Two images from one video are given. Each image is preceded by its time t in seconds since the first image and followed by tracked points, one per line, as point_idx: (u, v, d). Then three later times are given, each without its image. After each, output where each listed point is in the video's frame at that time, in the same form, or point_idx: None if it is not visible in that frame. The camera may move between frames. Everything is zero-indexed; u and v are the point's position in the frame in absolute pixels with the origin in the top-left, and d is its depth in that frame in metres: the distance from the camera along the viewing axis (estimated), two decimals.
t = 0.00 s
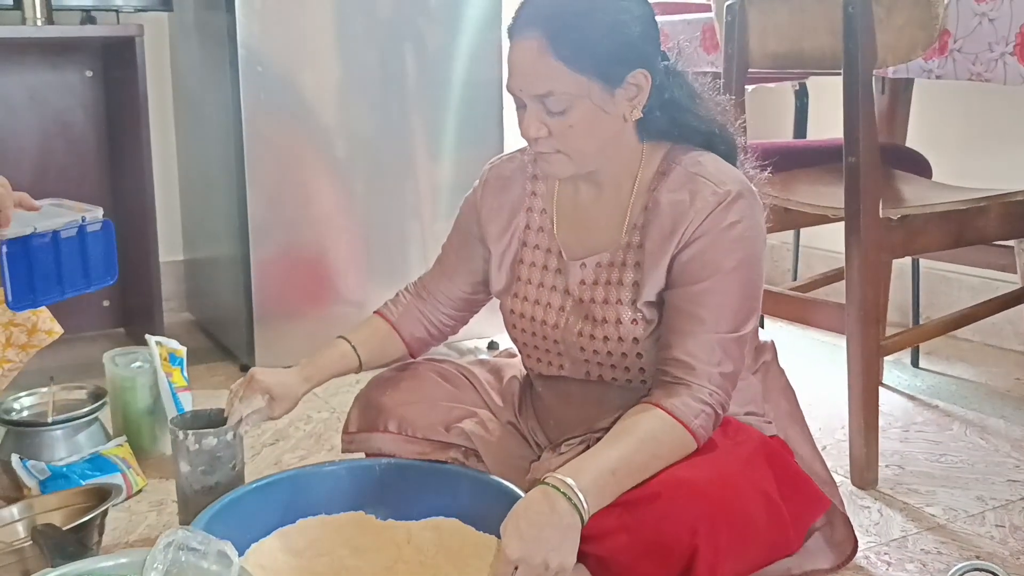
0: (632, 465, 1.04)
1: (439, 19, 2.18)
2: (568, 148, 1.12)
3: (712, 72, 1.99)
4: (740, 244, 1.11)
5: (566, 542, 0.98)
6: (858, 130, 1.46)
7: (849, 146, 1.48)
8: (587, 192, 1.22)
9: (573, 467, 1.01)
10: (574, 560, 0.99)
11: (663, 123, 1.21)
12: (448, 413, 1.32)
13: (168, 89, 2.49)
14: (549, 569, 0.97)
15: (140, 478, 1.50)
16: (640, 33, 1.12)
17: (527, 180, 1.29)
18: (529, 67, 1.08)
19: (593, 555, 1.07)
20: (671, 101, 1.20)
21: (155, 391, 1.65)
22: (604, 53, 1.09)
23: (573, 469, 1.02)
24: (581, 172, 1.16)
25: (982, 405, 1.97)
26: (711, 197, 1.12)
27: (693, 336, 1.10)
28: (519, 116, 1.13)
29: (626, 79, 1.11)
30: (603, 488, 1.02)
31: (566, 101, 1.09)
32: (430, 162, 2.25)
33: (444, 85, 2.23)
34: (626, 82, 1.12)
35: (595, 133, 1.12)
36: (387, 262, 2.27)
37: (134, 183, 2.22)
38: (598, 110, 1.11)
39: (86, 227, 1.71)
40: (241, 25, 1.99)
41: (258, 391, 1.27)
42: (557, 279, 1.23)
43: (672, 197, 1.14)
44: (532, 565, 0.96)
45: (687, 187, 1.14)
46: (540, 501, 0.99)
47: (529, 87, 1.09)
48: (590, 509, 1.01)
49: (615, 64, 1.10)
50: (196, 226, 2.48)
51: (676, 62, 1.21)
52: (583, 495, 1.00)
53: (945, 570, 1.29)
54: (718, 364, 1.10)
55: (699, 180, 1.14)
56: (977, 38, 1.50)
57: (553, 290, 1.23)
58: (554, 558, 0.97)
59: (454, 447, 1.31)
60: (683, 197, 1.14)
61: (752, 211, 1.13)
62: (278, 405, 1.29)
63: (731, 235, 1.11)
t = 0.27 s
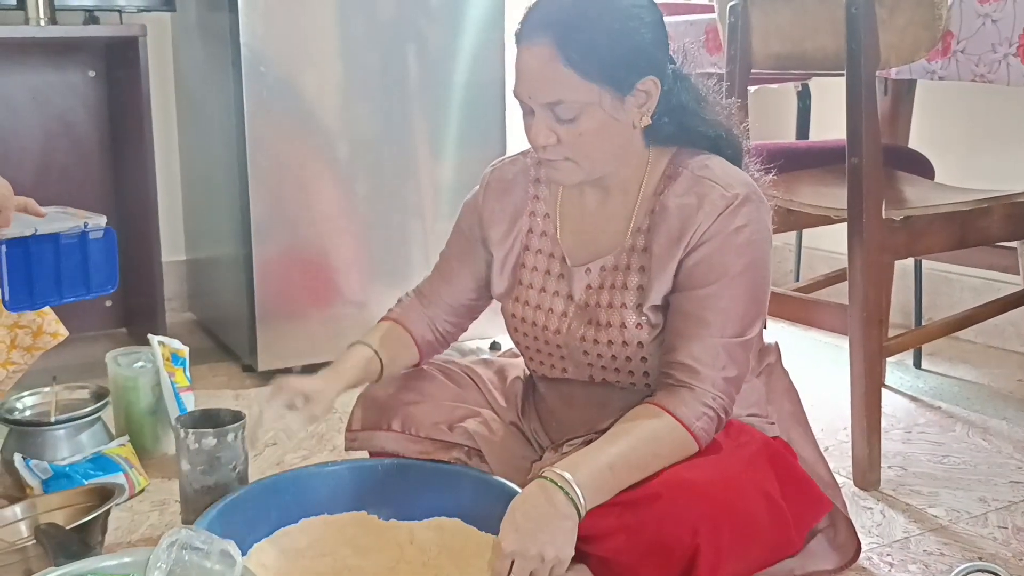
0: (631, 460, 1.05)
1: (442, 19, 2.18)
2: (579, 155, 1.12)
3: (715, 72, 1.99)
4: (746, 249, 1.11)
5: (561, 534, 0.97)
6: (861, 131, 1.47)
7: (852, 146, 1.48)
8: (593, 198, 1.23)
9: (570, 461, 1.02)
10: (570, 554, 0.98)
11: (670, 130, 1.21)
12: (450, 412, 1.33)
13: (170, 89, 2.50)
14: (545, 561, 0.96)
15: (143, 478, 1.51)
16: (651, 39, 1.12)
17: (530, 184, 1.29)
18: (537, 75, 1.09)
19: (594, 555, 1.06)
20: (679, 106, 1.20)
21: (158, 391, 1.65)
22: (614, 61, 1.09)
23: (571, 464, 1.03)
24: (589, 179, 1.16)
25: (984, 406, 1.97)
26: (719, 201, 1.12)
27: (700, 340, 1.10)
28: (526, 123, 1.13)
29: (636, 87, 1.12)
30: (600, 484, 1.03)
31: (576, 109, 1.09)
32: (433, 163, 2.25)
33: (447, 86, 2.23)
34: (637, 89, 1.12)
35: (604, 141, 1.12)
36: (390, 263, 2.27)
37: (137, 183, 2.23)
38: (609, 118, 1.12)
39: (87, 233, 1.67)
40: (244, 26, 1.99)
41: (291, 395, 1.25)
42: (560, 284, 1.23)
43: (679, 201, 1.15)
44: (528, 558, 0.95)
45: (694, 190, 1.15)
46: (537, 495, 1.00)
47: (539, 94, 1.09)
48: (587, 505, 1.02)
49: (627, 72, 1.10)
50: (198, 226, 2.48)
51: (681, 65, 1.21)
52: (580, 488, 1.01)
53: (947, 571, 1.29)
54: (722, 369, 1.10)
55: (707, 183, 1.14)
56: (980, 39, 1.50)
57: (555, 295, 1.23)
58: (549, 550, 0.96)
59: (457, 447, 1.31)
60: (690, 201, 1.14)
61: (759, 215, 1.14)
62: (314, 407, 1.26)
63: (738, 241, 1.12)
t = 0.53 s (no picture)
0: (641, 463, 1.05)
1: (448, 19, 2.18)
2: (584, 167, 1.12)
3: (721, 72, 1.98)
4: (757, 251, 1.12)
5: (566, 533, 0.98)
6: (868, 131, 1.46)
7: (858, 147, 1.48)
8: (600, 212, 1.22)
9: (576, 461, 1.03)
10: (575, 554, 0.98)
11: (680, 139, 1.22)
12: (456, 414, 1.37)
13: (176, 88, 2.50)
14: (550, 561, 0.97)
15: (148, 475, 1.51)
16: (660, 48, 1.12)
17: (531, 204, 1.25)
18: (544, 85, 1.08)
19: (601, 557, 1.07)
20: (686, 115, 1.21)
21: (164, 389, 1.65)
22: (622, 72, 1.09)
23: (575, 464, 1.03)
24: (598, 188, 1.16)
25: (990, 407, 1.97)
26: (732, 206, 1.12)
27: (713, 345, 1.10)
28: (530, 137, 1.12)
29: (645, 97, 1.12)
30: (606, 484, 1.02)
31: (585, 120, 1.09)
32: (438, 163, 2.25)
33: (452, 86, 2.23)
34: (647, 99, 1.12)
35: (613, 150, 1.12)
36: (395, 262, 2.27)
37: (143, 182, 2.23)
38: (618, 128, 1.11)
39: (129, 240, 1.91)
40: (250, 25, 1.99)
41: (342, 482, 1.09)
42: (570, 303, 1.22)
43: (693, 208, 1.15)
44: (533, 558, 0.96)
45: (707, 196, 1.15)
46: (542, 495, 1.00)
47: (546, 108, 1.08)
48: (593, 506, 1.02)
49: (636, 82, 1.10)
50: (204, 225, 2.48)
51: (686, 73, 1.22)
52: (586, 490, 1.01)
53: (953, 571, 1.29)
54: (732, 371, 1.10)
55: (720, 187, 1.15)
56: (986, 38, 1.49)
57: (565, 315, 1.23)
58: (554, 551, 0.97)
59: (461, 446, 1.33)
60: (704, 207, 1.14)
61: (770, 216, 1.14)
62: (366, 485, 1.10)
63: (750, 240, 1.12)
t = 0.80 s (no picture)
0: (647, 465, 1.05)
1: (453, 21, 2.19)
2: (589, 171, 1.12)
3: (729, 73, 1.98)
4: (766, 254, 1.12)
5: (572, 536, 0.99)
6: (876, 132, 1.46)
7: (866, 148, 1.48)
8: (608, 216, 1.23)
9: (583, 462, 1.03)
10: (581, 555, 1.00)
11: (685, 144, 1.22)
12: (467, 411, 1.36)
13: (184, 89, 2.51)
14: (556, 561, 0.98)
15: (157, 474, 1.52)
16: (666, 52, 1.13)
17: (540, 206, 1.26)
18: (548, 92, 1.08)
19: (607, 558, 1.08)
20: (693, 120, 1.21)
21: (172, 388, 1.66)
22: (625, 80, 1.09)
23: (582, 465, 1.03)
24: (603, 192, 1.17)
25: (997, 409, 1.97)
26: (741, 208, 1.12)
27: (720, 348, 1.11)
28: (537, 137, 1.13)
29: (650, 102, 1.12)
30: (613, 485, 1.03)
31: (588, 125, 1.09)
32: (444, 164, 2.26)
33: (458, 88, 2.23)
34: (652, 104, 1.13)
35: (618, 154, 1.13)
36: (402, 263, 2.28)
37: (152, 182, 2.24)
38: (621, 134, 1.12)
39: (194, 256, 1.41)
40: (258, 27, 2.00)
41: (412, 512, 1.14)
42: (578, 306, 1.23)
43: (700, 212, 1.15)
44: (538, 559, 0.98)
45: (715, 199, 1.15)
46: (550, 496, 1.01)
47: (550, 112, 1.09)
48: (600, 507, 1.02)
49: (639, 89, 1.10)
50: (212, 225, 2.49)
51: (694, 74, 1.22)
52: (593, 491, 1.01)
53: (960, 572, 1.29)
54: (739, 376, 1.11)
55: (728, 190, 1.15)
56: (995, 40, 1.49)
57: (573, 318, 1.23)
58: (560, 553, 0.98)
59: (470, 446, 1.36)
60: (711, 210, 1.14)
61: (778, 219, 1.14)
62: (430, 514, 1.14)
63: (758, 241, 1.12)
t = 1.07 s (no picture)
0: (646, 459, 1.06)
1: (454, 19, 2.20)
2: (588, 159, 1.14)
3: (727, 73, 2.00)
4: (765, 251, 1.14)
5: (573, 530, 1.00)
6: (874, 132, 1.48)
7: (863, 148, 1.49)
8: (610, 205, 1.25)
9: (582, 457, 1.04)
10: (581, 549, 1.01)
11: (689, 141, 1.24)
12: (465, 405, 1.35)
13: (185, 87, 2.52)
14: (556, 555, 1.00)
15: (158, 471, 1.53)
16: (670, 49, 1.14)
17: (546, 193, 1.29)
18: (555, 83, 1.10)
19: (608, 552, 1.10)
20: (699, 117, 1.23)
21: (173, 385, 1.67)
22: (630, 72, 1.11)
23: (582, 460, 1.04)
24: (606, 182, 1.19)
25: (993, 407, 1.98)
26: (739, 206, 1.14)
27: (721, 344, 1.12)
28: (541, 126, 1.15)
29: (652, 98, 1.14)
30: (613, 480, 1.04)
31: (590, 114, 1.11)
32: (444, 162, 2.27)
33: (459, 86, 2.25)
34: (653, 99, 1.14)
35: (618, 145, 1.14)
36: (402, 261, 2.29)
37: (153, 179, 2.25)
38: (622, 128, 1.13)
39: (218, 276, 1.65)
40: (260, 25, 2.01)
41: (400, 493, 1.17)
42: (578, 293, 1.24)
43: (701, 205, 1.17)
44: (540, 552, 0.99)
45: (715, 195, 1.16)
46: (550, 492, 1.02)
47: (552, 100, 1.11)
48: (600, 502, 1.03)
49: (642, 83, 1.12)
50: (213, 223, 2.50)
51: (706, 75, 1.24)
52: (593, 486, 1.03)
53: (954, 569, 1.30)
54: (737, 370, 1.12)
55: (726, 188, 1.16)
56: (991, 41, 1.50)
57: (573, 305, 1.24)
58: (560, 546, 1.00)
59: (470, 442, 1.33)
60: (711, 206, 1.16)
61: (777, 218, 1.16)
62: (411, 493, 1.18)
63: (757, 241, 1.13)
